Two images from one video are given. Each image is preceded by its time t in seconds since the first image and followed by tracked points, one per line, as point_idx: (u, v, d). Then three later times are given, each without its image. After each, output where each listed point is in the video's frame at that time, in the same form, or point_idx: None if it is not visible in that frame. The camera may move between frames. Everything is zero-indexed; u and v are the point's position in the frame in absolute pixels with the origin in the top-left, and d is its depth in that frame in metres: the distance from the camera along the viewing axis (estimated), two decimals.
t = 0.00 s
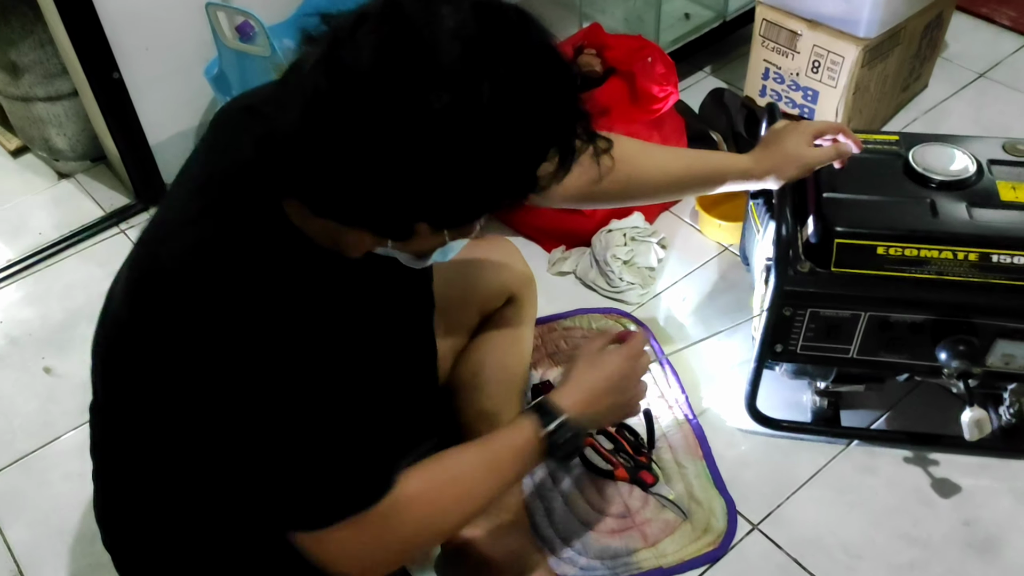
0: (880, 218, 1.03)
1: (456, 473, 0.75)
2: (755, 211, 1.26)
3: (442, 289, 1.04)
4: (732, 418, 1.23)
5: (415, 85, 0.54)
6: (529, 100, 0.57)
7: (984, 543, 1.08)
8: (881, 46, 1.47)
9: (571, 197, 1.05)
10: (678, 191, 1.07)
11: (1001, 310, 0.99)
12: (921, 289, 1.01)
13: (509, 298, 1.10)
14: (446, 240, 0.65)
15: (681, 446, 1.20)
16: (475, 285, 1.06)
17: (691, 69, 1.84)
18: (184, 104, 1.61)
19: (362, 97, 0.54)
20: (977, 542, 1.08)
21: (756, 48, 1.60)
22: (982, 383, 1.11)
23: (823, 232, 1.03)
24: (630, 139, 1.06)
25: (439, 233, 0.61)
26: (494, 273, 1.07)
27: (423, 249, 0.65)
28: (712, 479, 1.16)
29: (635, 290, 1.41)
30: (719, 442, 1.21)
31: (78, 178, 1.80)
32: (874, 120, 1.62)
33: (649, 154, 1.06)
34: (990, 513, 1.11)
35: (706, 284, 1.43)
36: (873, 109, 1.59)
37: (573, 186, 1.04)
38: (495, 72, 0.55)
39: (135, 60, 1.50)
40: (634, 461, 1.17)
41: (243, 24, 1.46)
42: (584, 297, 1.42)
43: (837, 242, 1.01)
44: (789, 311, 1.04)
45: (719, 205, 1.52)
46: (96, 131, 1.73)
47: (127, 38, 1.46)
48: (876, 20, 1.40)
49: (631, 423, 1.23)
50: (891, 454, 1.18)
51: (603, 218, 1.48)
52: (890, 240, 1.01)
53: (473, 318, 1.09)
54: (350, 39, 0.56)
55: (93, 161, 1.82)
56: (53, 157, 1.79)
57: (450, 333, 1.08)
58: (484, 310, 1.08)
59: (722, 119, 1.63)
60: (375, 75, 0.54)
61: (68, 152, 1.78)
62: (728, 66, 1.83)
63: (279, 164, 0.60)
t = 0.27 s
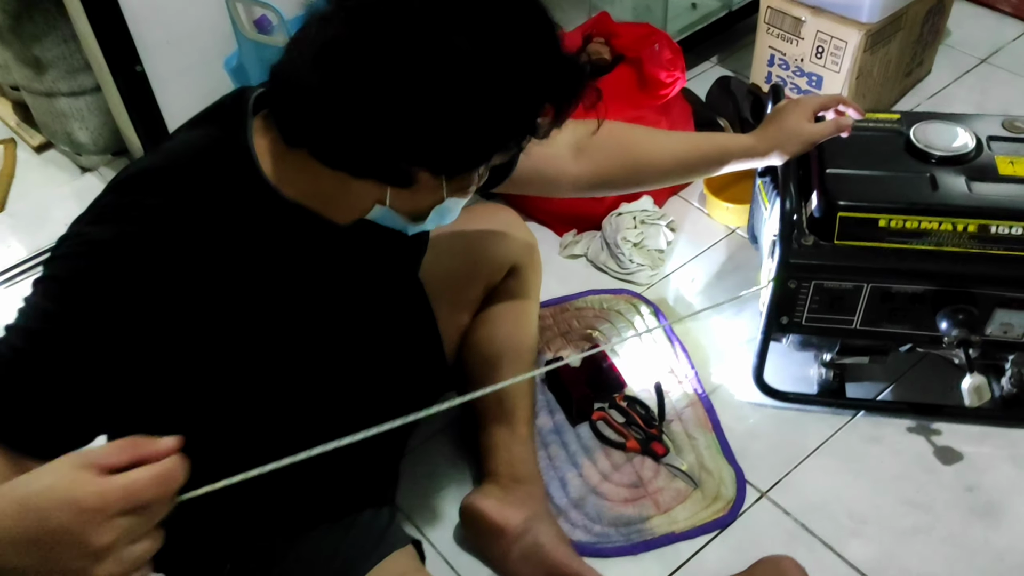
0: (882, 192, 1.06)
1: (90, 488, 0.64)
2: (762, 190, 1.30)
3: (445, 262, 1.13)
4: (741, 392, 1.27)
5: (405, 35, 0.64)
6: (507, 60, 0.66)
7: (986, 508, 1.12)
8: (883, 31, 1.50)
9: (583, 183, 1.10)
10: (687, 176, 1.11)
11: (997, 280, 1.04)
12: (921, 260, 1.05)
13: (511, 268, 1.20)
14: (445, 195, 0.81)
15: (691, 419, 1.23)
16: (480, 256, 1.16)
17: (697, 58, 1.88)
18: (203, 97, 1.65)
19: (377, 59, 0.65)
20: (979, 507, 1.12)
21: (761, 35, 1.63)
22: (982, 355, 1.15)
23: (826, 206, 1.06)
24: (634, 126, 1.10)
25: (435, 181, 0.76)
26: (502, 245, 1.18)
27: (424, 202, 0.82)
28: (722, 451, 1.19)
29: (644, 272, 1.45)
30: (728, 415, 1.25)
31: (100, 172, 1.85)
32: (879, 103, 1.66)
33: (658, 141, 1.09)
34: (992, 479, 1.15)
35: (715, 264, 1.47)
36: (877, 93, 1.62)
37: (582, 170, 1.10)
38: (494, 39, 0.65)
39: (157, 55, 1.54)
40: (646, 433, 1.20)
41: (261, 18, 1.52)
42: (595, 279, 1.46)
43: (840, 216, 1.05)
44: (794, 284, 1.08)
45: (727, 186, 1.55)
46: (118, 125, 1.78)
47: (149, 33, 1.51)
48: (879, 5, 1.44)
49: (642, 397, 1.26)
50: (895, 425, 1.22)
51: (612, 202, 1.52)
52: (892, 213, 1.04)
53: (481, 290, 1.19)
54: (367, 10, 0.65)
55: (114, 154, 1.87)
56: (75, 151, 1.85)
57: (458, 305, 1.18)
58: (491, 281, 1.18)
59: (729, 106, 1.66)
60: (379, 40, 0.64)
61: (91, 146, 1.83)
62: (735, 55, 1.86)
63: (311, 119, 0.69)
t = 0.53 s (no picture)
0: (883, 166, 1.10)
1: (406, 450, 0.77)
2: (767, 169, 1.33)
3: (468, 237, 1.21)
4: (749, 364, 1.31)
5: None
6: None
7: (987, 472, 1.15)
8: (885, 17, 1.54)
9: (588, 151, 1.14)
10: (690, 147, 1.15)
11: (995, 249, 1.07)
12: (921, 231, 1.09)
13: (528, 250, 1.25)
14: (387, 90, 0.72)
15: (700, 390, 1.28)
16: (500, 235, 1.22)
17: (705, 48, 1.92)
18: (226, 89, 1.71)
19: None
20: (980, 471, 1.15)
21: (767, 24, 1.68)
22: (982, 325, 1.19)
23: (829, 178, 1.10)
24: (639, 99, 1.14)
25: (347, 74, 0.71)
26: (521, 225, 1.24)
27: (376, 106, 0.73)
28: (730, 419, 1.24)
29: (654, 253, 1.49)
30: (736, 387, 1.29)
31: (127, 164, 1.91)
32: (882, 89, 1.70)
33: (662, 112, 1.13)
34: (993, 445, 1.18)
35: (722, 245, 1.51)
36: (880, 79, 1.66)
37: (589, 139, 1.13)
38: None
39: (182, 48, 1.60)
40: (656, 404, 1.25)
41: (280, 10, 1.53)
42: (606, 260, 1.51)
43: (842, 187, 1.09)
44: (798, 255, 1.12)
45: (734, 170, 1.60)
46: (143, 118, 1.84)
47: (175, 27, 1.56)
48: None
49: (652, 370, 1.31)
50: (898, 395, 1.26)
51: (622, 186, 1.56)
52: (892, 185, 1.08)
53: (500, 267, 1.24)
54: None
55: (140, 148, 1.93)
56: (102, 145, 1.91)
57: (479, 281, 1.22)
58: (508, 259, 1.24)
59: (736, 93, 1.70)
60: None
61: (117, 139, 1.89)
62: (742, 45, 1.91)
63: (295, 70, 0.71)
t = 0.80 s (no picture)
0: (878, 170, 1.13)
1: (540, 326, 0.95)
2: (767, 175, 1.35)
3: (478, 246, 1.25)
4: (749, 367, 1.34)
5: None
6: None
7: (982, 472, 1.17)
8: (885, 27, 1.57)
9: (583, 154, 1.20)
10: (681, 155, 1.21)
11: (989, 252, 1.10)
12: (916, 234, 1.11)
13: (535, 258, 1.28)
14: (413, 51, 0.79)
15: (700, 392, 1.30)
16: (509, 242, 1.26)
17: (708, 59, 1.95)
18: (239, 99, 1.75)
19: None
20: (975, 471, 1.17)
21: (768, 34, 1.71)
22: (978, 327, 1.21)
23: (826, 182, 1.13)
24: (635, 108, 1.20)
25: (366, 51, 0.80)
26: (526, 233, 1.27)
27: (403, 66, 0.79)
28: (729, 420, 1.26)
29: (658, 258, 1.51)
30: (736, 389, 1.31)
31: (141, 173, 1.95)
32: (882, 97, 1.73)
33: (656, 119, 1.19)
34: (989, 446, 1.20)
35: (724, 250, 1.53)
36: (880, 87, 1.69)
37: (589, 143, 1.20)
38: None
39: (197, 59, 1.64)
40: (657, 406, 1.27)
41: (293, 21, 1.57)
42: (609, 265, 1.53)
43: (839, 191, 1.12)
44: (795, 258, 1.15)
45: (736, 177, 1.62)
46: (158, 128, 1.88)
47: (190, 38, 1.61)
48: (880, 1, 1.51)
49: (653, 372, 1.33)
50: (896, 397, 1.28)
51: (626, 192, 1.59)
52: (887, 190, 1.11)
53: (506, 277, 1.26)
54: None
55: (154, 157, 1.97)
56: (117, 155, 1.95)
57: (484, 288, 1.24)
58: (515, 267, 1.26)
59: (738, 103, 1.73)
60: None
61: (132, 149, 1.93)
62: (745, 55, 1.94)
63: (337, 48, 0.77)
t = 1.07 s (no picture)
0: (862, 194, 1.13)
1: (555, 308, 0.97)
2: (753, 197, 1.36)
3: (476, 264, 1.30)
4: (734, 389, 1.33)
5: None
6: None
7: (966, 495, 1.17)
8: (873, 50, 1.58)
9: (567, 174, 1.21)
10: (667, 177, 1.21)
11: (972, 276, 1.10)
12: (899, 257, 1.12)
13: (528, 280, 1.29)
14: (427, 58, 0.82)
15: (686, 413, 1.30)
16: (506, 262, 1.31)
17: (699, 80, 1.97)
18: (231, 116, 1.76)
19: None
20: (960, 494, 1.17)
21: (757, 56, 1.72)
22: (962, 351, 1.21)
23: (808, 207, 1.14)
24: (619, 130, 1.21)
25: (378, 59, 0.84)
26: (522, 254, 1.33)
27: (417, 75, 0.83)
28: (714, 441, 1.25)
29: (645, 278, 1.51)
30: (722, 410, 1.31)
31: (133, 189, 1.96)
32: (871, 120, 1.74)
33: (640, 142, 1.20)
34: (973, 470, 1.20)
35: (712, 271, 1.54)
36: (868, 110, 1.70)
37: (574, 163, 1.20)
38: None
39: (189, 75, 1.65)
40: (642, 426, 1.27)
41: (285, 41, 1.62)
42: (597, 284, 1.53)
43: (822, 215, 1.12)
44: (779, 280, 1.15)
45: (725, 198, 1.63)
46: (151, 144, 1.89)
47: (183, 55, 1.62)
48: (866, 25, 1.52)
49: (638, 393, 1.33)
50: (881, 419, 1.28)
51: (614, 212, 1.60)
52: (870, 213, 1.12)
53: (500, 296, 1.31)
54: None
55: (146, 173, 1.98)
56: (110, 170, 1.95)
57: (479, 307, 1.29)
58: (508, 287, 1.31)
59: (728, 125, 1.74)
60: None
61: (124, 164, 1.94)
62: (735, 77, 1.95)
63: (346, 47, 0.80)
